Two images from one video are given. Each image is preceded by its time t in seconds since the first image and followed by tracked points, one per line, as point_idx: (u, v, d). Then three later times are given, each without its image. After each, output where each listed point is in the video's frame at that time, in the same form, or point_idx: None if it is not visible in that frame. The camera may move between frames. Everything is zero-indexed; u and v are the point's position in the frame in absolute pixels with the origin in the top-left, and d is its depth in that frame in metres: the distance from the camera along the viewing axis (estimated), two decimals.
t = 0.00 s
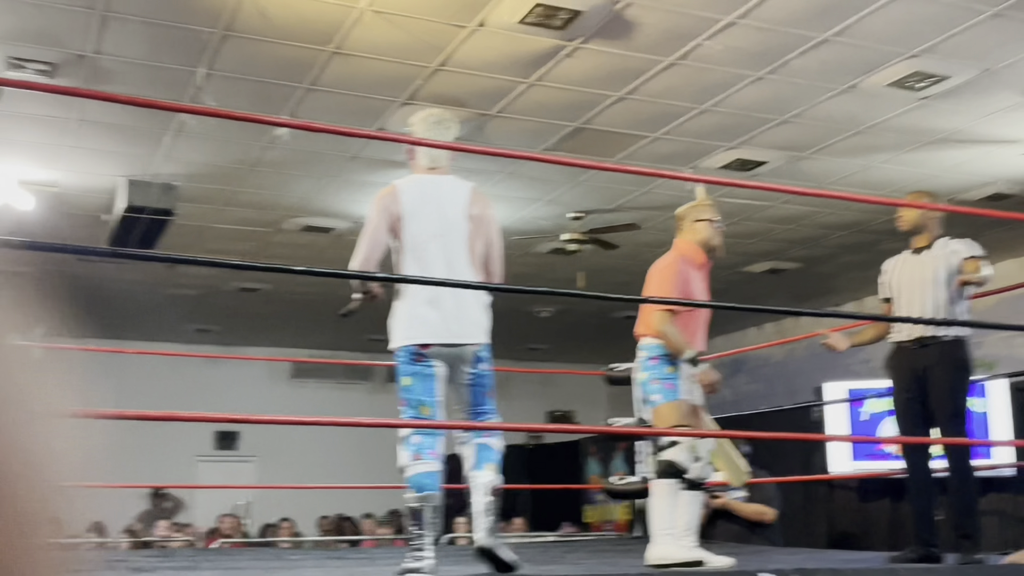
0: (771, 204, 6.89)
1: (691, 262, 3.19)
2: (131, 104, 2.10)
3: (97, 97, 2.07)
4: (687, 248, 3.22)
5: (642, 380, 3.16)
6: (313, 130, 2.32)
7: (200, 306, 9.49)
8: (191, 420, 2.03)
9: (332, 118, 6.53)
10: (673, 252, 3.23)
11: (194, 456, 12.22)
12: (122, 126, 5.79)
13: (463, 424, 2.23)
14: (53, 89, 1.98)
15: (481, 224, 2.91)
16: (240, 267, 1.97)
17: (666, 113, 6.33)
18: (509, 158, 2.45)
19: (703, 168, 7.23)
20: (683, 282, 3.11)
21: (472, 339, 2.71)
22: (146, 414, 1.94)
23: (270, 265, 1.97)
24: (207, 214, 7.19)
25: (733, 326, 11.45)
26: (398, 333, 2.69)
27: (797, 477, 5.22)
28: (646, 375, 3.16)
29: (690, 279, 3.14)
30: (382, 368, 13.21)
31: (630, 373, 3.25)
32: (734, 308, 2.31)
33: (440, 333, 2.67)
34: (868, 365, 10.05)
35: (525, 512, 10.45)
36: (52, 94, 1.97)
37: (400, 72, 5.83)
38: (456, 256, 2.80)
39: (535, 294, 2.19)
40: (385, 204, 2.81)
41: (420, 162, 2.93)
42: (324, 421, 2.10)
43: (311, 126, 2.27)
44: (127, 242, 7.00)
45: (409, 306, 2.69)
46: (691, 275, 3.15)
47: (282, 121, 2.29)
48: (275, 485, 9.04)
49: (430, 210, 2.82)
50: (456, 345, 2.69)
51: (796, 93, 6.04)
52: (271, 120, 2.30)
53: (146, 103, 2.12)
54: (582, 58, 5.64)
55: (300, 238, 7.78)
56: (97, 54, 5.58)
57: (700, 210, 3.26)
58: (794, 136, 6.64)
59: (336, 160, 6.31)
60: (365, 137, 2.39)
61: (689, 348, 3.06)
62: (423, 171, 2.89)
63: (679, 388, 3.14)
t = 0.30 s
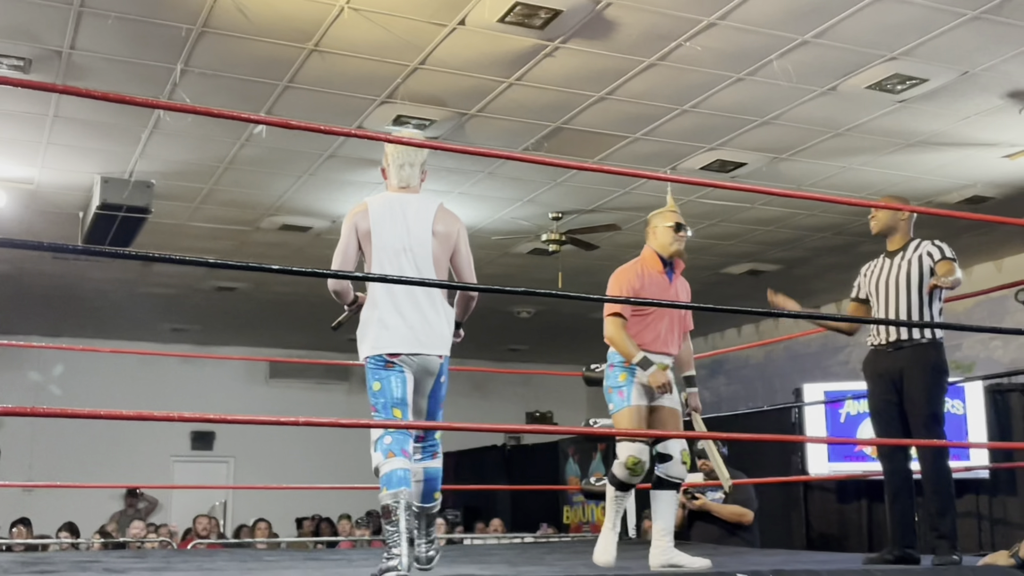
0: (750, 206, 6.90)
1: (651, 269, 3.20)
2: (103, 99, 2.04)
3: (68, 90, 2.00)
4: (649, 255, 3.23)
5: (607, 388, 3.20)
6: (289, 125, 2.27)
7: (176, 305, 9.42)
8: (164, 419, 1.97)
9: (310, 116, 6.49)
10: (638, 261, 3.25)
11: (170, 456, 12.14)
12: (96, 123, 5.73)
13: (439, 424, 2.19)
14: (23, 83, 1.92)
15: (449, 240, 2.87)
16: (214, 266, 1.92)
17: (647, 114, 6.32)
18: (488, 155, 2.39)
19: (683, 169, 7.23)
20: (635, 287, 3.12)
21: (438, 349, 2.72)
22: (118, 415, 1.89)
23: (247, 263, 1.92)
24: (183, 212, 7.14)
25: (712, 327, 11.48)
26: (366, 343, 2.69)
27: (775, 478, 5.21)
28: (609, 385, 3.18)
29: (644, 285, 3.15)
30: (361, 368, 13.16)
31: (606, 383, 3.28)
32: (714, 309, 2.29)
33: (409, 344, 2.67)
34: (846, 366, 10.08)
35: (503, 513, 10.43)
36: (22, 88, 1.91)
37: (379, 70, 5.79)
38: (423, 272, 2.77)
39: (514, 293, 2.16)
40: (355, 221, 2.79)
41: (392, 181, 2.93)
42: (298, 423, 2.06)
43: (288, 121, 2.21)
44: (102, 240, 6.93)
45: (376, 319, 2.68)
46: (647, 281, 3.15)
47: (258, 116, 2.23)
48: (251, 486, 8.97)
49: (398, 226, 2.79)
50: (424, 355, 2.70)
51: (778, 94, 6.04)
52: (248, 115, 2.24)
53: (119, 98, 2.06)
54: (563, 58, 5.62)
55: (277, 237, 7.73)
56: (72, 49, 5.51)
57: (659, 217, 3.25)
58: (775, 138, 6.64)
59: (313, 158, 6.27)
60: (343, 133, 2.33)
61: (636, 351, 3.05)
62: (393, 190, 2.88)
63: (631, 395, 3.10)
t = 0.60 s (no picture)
0: (741, 205, 6.92)
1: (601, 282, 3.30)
2: (95, 96, 2.05)
3: (62, 88, 2.01)
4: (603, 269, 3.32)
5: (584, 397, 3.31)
6: (281, 124, 2.28)
7: (168, 302, 9.42)
8: (153, 416, 1.97)
9: (302, 113, 6.49)
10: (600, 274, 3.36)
11: (161, 453, 12.13)
12: (88, 119, 5.72)
13: (430, 422, 2.20)
14: (16, 79, 1.93)
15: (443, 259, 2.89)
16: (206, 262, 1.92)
17: (638, 112, 6.34)
18: (480, 154, 2.40)
19: (675, 168, 7.25)
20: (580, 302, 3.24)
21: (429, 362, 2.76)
22: (110, 412, 1.90)
23: (239, 261, 1.92)
24: (174, 209, 7.14)
25: (702, 326, 11.52)
26: (358, 352, 2.70)
27: (764, 476, 5.23)
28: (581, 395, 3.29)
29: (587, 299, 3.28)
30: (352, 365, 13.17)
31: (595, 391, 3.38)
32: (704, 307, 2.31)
33: (401, 354, 2.70)
34: (836, 365, 10.12)
35: (494, 510, 10.45)
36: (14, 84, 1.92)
37: (372, 68, 5.79)
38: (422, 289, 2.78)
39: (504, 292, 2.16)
40: (360, 231, 2.77)
41: (395, 197, 2.91)
42: (290, 421, 2.07)
43: (280, 119, 2.22)
44: (93, 237, 6.92)
45: (372, 329, 2.69)
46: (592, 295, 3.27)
47: (250, 114, 2.23)
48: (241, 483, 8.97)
49: (403, 243, 2.79)
50: (414, 366, 2.73)
51: (769, 94, 6.06)
52: (240, 113, 2.24)
53: (111, 95, 2.07)
54: (556, 57, 5.63)
55: (269, 234, 7.74)
56: (63, 46, 5.50)
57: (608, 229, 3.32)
58: (766, 137, 6.66)
59: (305, 156, 6.27)
60: (335, 132, 2.34)
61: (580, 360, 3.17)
62: (397, 207, 2.86)
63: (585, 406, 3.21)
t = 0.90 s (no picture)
0: (739, 206, 6.93)
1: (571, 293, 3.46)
2: (94, 96, 2.05)
3: (61, 88, 2.02)
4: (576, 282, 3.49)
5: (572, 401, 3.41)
6: (280, 124, 2.28)
7: (166, 302, 9.42)
8: (151, 416, 1.98)
9: (301, 114, 6.50)
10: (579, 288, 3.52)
11: (158, 453, 12.12)
12: (87, 120, 5.72)
13: (427, 422, 2.21)
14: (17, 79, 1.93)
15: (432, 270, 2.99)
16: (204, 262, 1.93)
17: (636, 114, 6.35)
18: (478, 155, 2.41)
19: (673, 169, 7.26)
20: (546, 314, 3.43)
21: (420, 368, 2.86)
22: (109, 411, 1.90)
23: (238, 261, 1.93)
24: (173, 209, 7.14)
25: (700, 327, 11.54)
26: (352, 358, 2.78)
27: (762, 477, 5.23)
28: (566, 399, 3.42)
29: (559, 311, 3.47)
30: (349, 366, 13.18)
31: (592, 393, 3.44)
32: (700, 309, 2.32)
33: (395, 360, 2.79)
34: (833, 367, 10.14)
35: (492, 511, 10.46)
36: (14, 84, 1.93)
37: (371, 69, 5.80)
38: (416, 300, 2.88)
39: (502, 293, 2.18)
40: (358, 241, 2.84)
41: (384, 211, 3.02)
42: (288, 421, 2.07)
43: (279, 120, 2.23)
44: (92, 237, 6.93)
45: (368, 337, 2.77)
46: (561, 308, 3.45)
47: (249, 115, 2.24)
48: (240, 484, 8.98)
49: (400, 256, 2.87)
50: (407, 372, 2.83)
51: (767, 96, 6.08)
52: (239, 113, 2.25)
53: (111, 95, 2.07)
54: (555, 58, 5.63)
55: (268, 234, 7.74)
56: (62, 46, 5.50)
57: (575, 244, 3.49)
58: (764, 139, 6.68)
59: (303, 157, 6.28)
60: (334, 133, 2.34)
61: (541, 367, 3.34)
62: (388, 220, 2.97)
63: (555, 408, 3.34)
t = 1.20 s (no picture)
0: (743, 209, 6.93)
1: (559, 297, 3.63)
2: (99, 99, 2.05)
3: (66, 91, 2.01)
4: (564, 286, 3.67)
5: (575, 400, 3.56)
6: (285, 127, 2.28)
7: (172, 304, 9.44)
8: (156, 419, 1.97)
9: (306, 116, 6.50)
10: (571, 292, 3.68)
11: (164, 455, 12.14)
12: (92, 122, 5.73)
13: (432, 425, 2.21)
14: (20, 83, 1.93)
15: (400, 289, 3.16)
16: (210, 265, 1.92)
17: (642, 116, 6.34)
18: (483, 157, 2.40)
19: (678, 171, 7.26)
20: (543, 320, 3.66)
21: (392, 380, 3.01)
22: (114, 414, 1.90)
23: (243, 263, 1.92)
24: (179, 211, 7.16)
25: (705, 330, 11.53)
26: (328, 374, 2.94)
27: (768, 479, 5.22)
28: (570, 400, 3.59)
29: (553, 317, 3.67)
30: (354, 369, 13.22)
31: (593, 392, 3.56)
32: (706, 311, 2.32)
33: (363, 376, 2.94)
34: (839, 369, 10.12)
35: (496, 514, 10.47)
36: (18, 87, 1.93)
37: (376, 71, 5.80)
38: (384, 320, 3.04)
39: (508, 296, 2.18)
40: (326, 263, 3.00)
41: (356, 228, 3.17)
42: (293, 422, 2.07)
43: (283, 122, 2.22)
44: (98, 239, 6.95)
45: (335, 354, 2.94)
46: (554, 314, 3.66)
47: (253, 118, 2.24)
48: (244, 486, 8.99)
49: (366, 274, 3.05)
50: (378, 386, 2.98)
51: (773, 99, 6.07)
52: (244, 116, 2.24)
53: (115, 98, 2.06)
54: (559, 61, 5.63)
55: (274, 237, 7.75)
56: (68, 48, 5.51)
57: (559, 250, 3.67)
58: (768, 142, 6.67)
59: (309, 159, 6.28)
60: (339, 135, 2.34)
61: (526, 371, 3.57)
62: (359, 236, 3.13)
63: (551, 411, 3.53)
